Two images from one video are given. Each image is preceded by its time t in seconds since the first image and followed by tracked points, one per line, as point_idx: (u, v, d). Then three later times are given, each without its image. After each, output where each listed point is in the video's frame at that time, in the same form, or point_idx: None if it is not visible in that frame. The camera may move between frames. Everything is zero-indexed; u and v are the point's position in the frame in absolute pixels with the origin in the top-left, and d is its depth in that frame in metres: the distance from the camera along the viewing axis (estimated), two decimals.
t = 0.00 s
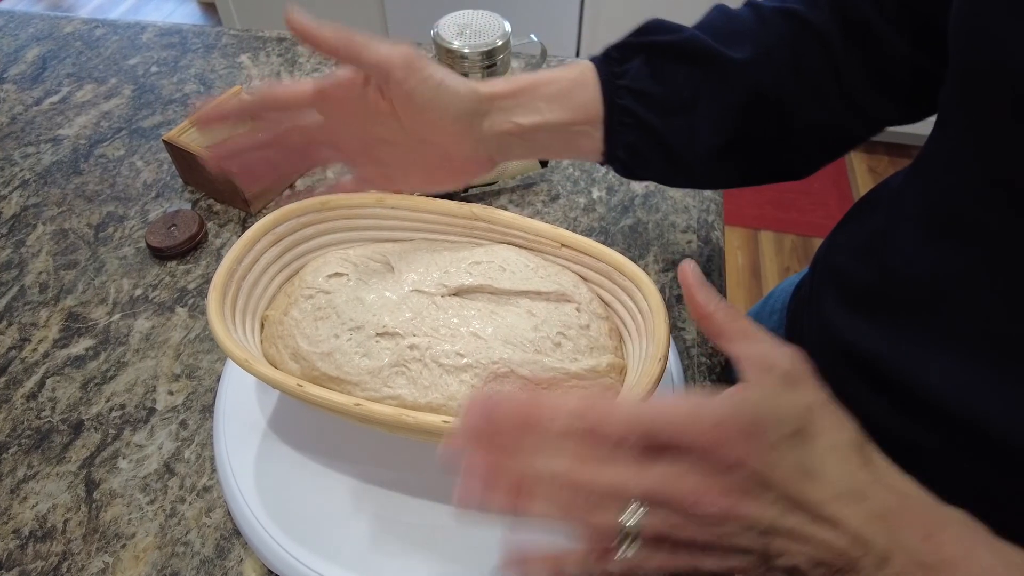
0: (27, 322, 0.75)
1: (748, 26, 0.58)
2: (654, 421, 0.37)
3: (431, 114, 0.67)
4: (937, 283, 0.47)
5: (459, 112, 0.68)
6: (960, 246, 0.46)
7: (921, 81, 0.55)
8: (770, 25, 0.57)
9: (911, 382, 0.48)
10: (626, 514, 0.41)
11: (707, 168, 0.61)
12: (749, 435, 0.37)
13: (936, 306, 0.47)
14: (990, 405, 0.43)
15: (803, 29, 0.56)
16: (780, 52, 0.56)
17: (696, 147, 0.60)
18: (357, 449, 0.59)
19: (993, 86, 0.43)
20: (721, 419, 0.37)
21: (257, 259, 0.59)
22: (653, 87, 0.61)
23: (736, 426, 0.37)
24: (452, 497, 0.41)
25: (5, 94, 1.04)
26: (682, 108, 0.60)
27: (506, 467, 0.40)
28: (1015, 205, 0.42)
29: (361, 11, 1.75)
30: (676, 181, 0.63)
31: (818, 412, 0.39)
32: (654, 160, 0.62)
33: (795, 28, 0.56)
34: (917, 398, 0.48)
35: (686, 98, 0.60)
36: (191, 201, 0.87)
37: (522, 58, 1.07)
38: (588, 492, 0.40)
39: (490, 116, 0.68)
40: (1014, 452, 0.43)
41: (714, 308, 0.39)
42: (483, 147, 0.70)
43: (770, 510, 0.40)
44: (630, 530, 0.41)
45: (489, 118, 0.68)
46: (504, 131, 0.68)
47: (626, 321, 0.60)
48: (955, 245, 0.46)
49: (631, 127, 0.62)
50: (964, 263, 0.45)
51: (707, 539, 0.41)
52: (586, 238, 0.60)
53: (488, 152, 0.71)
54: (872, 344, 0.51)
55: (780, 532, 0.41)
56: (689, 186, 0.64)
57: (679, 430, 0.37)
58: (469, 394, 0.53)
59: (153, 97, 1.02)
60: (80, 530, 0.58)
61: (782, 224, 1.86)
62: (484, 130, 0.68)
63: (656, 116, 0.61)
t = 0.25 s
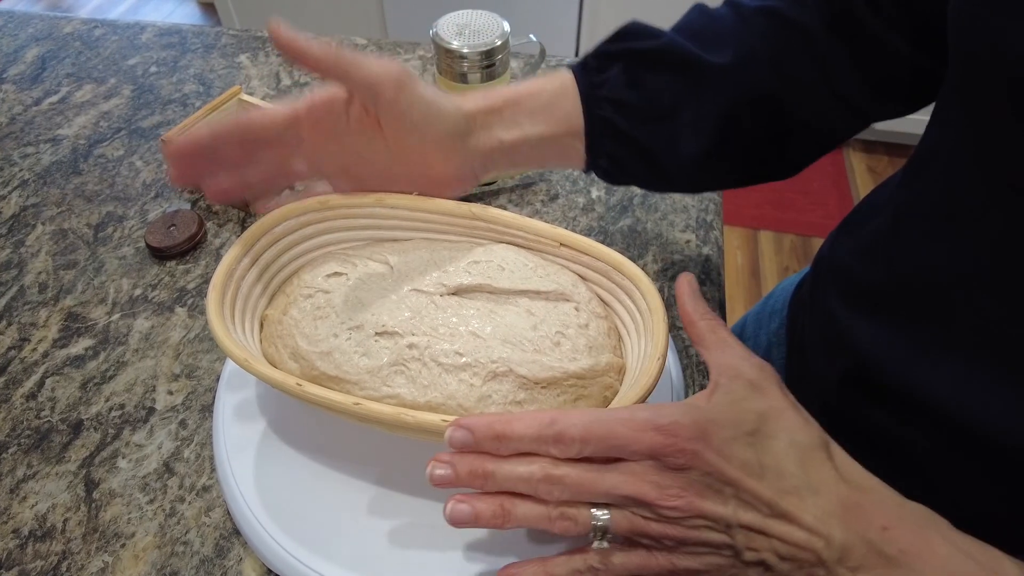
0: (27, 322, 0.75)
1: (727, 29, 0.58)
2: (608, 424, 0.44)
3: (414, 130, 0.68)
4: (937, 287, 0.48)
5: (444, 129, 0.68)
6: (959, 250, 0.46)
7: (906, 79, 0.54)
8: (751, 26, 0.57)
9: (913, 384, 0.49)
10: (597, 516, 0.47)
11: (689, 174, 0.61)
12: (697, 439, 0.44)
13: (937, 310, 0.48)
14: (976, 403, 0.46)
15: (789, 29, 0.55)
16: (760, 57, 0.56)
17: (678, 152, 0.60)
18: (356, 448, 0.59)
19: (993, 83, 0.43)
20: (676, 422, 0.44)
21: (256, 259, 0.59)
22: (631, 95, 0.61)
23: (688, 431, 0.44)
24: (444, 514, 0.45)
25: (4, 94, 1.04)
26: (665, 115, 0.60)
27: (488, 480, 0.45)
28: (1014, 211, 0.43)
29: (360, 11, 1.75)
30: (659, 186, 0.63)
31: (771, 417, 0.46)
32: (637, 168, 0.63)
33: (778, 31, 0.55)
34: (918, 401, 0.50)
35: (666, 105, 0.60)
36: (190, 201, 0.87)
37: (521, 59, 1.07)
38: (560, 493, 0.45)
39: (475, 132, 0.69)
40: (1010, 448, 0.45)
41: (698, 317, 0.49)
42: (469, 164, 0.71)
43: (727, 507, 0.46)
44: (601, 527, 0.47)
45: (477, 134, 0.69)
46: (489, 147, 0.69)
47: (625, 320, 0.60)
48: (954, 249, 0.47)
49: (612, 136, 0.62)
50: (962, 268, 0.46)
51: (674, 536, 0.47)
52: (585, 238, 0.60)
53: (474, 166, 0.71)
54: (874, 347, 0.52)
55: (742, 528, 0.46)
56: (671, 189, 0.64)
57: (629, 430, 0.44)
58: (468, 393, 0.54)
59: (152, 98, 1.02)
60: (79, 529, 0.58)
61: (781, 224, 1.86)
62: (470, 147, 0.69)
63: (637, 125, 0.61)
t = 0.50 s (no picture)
0: (26, 323, 0.75)
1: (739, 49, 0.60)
2: (594, 427, 0.44)
3: (436, 169, 0.67)
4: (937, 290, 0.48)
5: (465, 166, 0.68)
6: (959, 252, 0.47)
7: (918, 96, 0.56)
8: (762, 46, 0.59)
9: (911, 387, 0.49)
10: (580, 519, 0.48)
11: (708, 197, 0.62)
12: (682, 443, 0.44)
13: (936, 313, 0.48)
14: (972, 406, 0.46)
15: (799, 45, 0.58)
16: (775, 80, 0.58)
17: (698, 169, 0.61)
18: (355, 449, 0.59)
19: (993, 85, 0.44)
20: (663, 425, 0.45)
21: (256, 258, 0.59)
22: (647, 123, 0.62)
23: (675, 435, 0.44)
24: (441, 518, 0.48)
25: (3, 95, 1.04)
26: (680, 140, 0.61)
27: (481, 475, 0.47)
28: (1014, 213, 0.44)
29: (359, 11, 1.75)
30: (678, 209, 0.64)
31: (754, 426, 0.48)
32: (656, 193, 0.64)
33: (791, 49, 0.58)
34: (915, 405, 0.49)
35: (682, 129, 0.61)
36: (189, 202, 0.87)
37: (520, 59, 1.07)
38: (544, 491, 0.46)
39: (494, 167, 0.69)
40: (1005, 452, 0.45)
41: (681, 326, 0.52)
42: (489, 198, 0.71)
43: (710, 514, 0.46)
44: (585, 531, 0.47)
45: (497, 167, 0.69)
46: (509, 179, 0.70)
47: (623, 320, 0.60)
48: (954, 251, 0.47)
49: (628, 164, 0.64)
50: (962, 271, 0.46)
51: (655, 542, 0.47)
52: (585, 238, 0.60)
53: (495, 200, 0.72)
54: (873, 351, 0.52)
55: (724, 536, 0.46)
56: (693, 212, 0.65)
57: (614, 433, 0.44)
58: (466, 393, 0.54)
59: (152, 98, 1.03)
60: (79, 530, 0.58)
61: (781, 223, 1.86)
62: (490, 180, 0.70)
63: (654, 151, 0.63)
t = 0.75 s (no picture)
0: (24, 324, 0.75)
1: (742, 54, 0.60)
2: (605, 420, 0.43)
3: (435, 169, 0.67)
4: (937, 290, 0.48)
5: (465, 166, 0.68)
6: (960, 252, 0.46)
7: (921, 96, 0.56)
8: (765, 50, 0.59)
9: (910, 388, 0.49)
10: (584, 515, 0.47)
11: (711, 199, 0.63)
12: (695, 441, 0.44)
13: (936, 313, 0.48)
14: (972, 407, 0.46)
15: (801, 48, 0.57)
16: (777, 83, 0.58)
17: (700, 174, 0.62)
18: (353, 451, 0.59)
19: (995, 86, 0.44)
20: (677, 421, 0.44)
21: (254, 258, 0.59)
22: (650, 127, 0.63)
23: (688, 433, 0.44)
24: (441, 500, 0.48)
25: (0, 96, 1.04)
26: (681, 145, 0.62)
27: (479, 466, 0.45)
28: (1014, 214, 0.44)
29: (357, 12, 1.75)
30: (682, 212, 0.65)
31: (761, 420, 0.48)
32: (659, 196, 0.64)
33: (793, 54, 0.58)
34: (914, 406, 0.49)
35: (684, 133, 0.62)
36: (187, 203, 0.87)
37: (518, 60, 1.07)
38: (548, 487, 0.45)
39: (494, 168, 0.70)
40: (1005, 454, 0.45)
41: (679, 324, 0.51)
42: (490, 199, 0.71)
43: (720, 511, 0.46)
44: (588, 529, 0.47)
45: (495, 169, 0.70)
46: (509, 181, 0.70)
47: (621, 321, 0.60)
48: (955, 251, 0.47)
49: (632, 167, 0.64)
50: (962, 271, 0.46)
51: (660, 537, 0.47)
52: (584, 239, 0.60)
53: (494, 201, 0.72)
54: (873, 350, 0.52)
55: (732, 530, 0.47)
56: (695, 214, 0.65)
57: (625, 426, 0.43)
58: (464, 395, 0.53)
59: (150, 99, 1.02)
60: (76, 532, 0.58)
61: (779, 224, 1.86)
62: (488, 182, 0.70)
63: (656, 155, 0.63)
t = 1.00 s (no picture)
0: (24, 326, 0.75)
1: (731, 54, 0.60)
2: (602, 438, 0.43)
3: (420, 164, 0.69)
4: (938, 295, 0.48)
5: (449, 162, 0.69)
6: (962, 258, 0.46)
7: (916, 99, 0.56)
8: (754, 51, 0.59)
9: (910, 393, 0.49)
10: (581, 528, 0.47)
11: (700, 200, 0.62)
12: (694, 458, 0.44)
13: (937, 319, 0.48)
14: (972, 413, 0.46)
15: (794, 49, 0.58)
16: (766, 81, 0.58)
17: (687, 174, 0.61)
18: (353, 454, 0.59)
19: (1000, 93, 0.44)
20: (676, 437, 0.44)
21: (256, 257, 0.59)
22: (637, 127, 0.62)
23: (687, 450, 0.44)
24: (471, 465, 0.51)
25: None
26: (670, 146, 0.62)
27: (478, 477, 0.46)
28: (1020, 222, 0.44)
29: (357, 12, 1.75)
30: (671, 214, 0.65)
31: (761, 428, 0.47)
32: (648, 196, 0.64)
33: (782, 55, 0.58)
34: (914, 412, 0.49)
35: (672, 134, 0.61)
36: (187, 204, 0.87)
37: (518, 61, 1.07)
38: (544, 504, 0.46)
39: (479, 167, 0.70)
40: (1004, 461, 0.45)
41: (678, 330, 0.52)
42: (476, 198, 0.71)
43: (718, 527, 0.46)
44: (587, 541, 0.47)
45: (480, 167, 0.69)
46: (494, 180, 0.70)
47: (622, 325, 0.60)
48: (957, 257, 0.47)
49: (620, 167, 0.64)
50: (965, 278, 0.46)
51: (658, 548, 0.48)
52: (586, 243, 0.60)
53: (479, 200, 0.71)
54: (874, 356, 0.52)
55: (730, 544, 0.47)
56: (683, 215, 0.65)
57: (622, 444, 0.43)
58: (463, 397, 0.53)
59: (150, 100, 1.02)
60: (77, 534, 0.58)
61: (779, 224, 1.86)
62: (472, 179, 0.70)
63: (643, 156, 0.63)
